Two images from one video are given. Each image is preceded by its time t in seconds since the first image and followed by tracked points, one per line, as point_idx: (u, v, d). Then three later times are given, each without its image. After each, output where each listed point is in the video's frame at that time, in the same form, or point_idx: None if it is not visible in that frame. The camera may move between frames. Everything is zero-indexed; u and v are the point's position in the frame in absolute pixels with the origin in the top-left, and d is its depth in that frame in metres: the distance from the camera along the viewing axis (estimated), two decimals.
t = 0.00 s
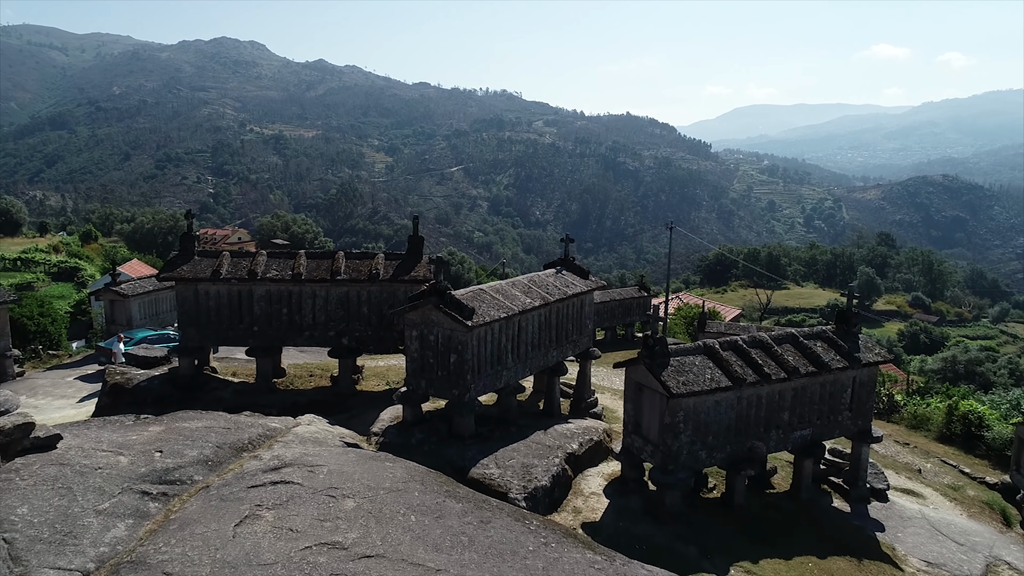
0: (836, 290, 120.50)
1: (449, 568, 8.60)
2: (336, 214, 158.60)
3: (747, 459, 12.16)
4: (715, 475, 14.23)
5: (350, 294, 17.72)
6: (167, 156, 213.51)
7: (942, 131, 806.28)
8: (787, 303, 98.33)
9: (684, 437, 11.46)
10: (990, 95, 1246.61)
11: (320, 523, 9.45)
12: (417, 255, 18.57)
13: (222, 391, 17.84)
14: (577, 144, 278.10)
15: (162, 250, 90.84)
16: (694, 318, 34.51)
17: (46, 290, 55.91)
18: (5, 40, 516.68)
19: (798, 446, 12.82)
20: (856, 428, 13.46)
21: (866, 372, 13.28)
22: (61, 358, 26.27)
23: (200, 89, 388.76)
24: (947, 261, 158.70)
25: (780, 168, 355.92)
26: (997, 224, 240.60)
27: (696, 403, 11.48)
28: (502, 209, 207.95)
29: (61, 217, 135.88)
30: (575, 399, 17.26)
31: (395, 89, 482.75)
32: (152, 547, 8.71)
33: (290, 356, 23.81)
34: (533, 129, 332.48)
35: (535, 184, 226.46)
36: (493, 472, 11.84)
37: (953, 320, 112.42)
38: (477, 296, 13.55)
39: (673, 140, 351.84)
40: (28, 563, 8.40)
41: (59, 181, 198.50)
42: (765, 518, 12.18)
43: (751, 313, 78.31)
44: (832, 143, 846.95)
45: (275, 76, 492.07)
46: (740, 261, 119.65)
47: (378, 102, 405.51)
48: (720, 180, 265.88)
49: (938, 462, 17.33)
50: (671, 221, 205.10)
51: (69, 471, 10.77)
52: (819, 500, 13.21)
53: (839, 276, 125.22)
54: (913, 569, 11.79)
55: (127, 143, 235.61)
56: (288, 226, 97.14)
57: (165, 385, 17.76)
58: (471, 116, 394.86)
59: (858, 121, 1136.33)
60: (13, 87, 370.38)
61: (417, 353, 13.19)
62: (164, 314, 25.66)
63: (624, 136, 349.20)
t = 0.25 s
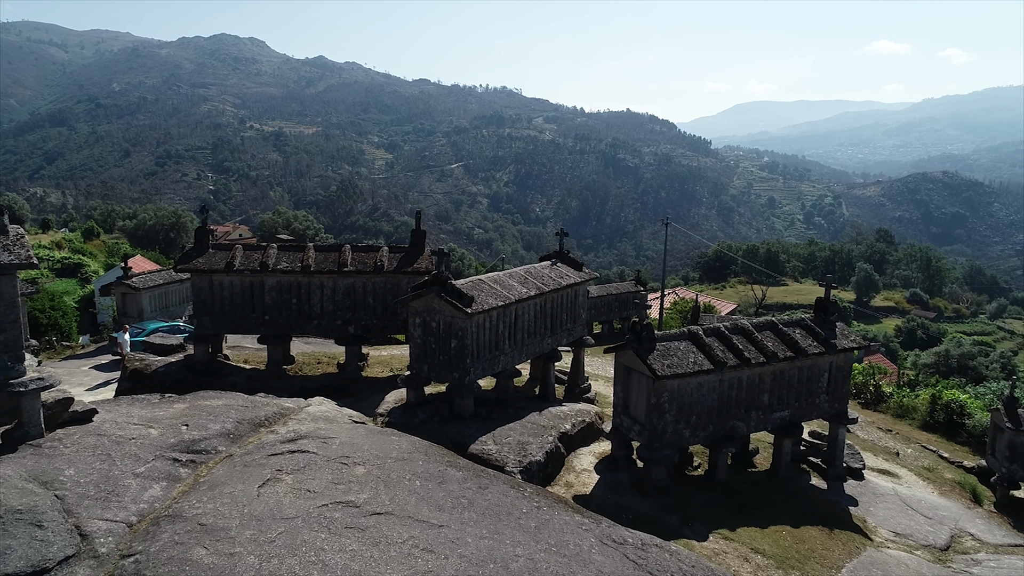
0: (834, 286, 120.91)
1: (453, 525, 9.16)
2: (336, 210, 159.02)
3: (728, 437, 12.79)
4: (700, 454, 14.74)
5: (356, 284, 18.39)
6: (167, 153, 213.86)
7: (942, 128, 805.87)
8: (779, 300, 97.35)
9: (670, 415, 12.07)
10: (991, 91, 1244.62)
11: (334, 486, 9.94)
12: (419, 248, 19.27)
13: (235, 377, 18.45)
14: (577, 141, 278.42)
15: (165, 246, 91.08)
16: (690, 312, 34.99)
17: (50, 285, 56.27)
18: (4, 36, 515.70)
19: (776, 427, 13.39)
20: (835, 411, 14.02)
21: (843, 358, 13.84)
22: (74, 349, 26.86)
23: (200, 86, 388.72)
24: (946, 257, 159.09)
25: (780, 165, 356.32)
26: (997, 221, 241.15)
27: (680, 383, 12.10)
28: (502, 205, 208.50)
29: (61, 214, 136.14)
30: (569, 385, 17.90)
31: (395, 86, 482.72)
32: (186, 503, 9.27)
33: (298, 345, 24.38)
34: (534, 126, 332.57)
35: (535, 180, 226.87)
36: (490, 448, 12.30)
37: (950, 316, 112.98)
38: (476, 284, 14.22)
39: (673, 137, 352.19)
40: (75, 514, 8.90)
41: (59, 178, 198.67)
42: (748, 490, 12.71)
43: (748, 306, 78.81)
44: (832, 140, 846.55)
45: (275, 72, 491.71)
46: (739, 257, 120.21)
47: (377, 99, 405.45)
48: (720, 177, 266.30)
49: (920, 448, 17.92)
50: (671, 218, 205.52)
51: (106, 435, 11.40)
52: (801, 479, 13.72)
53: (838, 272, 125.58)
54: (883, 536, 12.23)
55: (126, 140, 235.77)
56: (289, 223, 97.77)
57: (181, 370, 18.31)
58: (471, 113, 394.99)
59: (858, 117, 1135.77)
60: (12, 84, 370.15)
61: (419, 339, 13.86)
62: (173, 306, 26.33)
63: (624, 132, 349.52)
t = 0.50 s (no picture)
0: (833, 283, 121.26)
1: (456, 493, 9.78)
2: (336, 208, 159.48)
3: (714, 421, 13.30)
4: (688, 438, 15.27)
5: (361, 278, 18.96)
6: (167, 150, 214.25)
7: (942, 125, 805.48)
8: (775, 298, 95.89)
9: (659, 399, 12.60)
10: (992, 88, 1242.94)
11: (346, 458, 10.53)
12: (421, 243, 19.85)
13: (246, 365, 19.04)
14: (577, 138, 278.69)
15: (167, 243, 91.30)
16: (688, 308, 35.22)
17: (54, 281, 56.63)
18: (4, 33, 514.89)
19: (761, 412, 13.92)
20: (816, 396, 14.57)
21: (823, 346, 14.43)
22: (85, 341, 27.51)
23: (199, 84, 388.74)
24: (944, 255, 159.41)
25: (780, 162, 356.69)
26: (996, 218, 241.46)
27: (668, 369, 12.64)
28: (502, 203, 209.04)
29: (62, 211, 136.49)
30: (565, 374, 18.52)
31: (395, 83, 482.72)
32: (212, 471, 9.89)
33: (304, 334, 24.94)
34: (533, 123, 332.74)
35: (535, 178, 227.20)
36: (490, 430, 12.77)
37: (948, 313, 113.46)
38: (475, 277, 14.81)
39: (673, 134, 352.33)
40: (115, 479, 9.50)
41: (59, 175, 198.94)
42: (734, 470, 13.20)
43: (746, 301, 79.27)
44: (832, 137, 846.26)
45: (275, 69, 491.62)
46: (738, 255, 120.74)
47: (377, 96, 405.72)
48: (720, 174, 266.72)
49: (904, 436, 18.52)
50: (670, 215, 205.92)
51: (134, 413, 12.10)
52: (784, 461, 14.27)
53: (837, 269, 125.85)
54: (858, 513, 12.72)
55: (126, 138, 236.04)
56: (290, 220, 98.36)
57: (195, 358, 18.78)
58: (470, 110, 394.99)
59: (857, 115, 1135.10)
60: (12, 81, 370.03)
61: (422, 327, 14.45)
62: (181, 300, 27.01)
63: (624, 130, 349.74)
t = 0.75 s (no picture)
0: (831, 280, 121.65)
1: (457, 463, 10.40)
2: (336, 205, 160.02)
3: (700, 404, 13.88)
4: (677, 422, 15.86)
5: (367, 271, 19.64)
6: (167, 148, 214.73)
7: (943, 122, 805.18)
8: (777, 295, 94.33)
9: (648, 383, 13.19)
10: (993, 86, 1243.24)
11: (356, 433, 11.08)
12: (424, 238, 20.52)
13: (257, 353, 19.70)
14: (576, 135, 279.06)
15: (169, 240, 91.35)
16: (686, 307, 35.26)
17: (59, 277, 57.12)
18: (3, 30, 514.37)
19: (744, 396, 14.54)
20: (799, 382, 15.19)
21: (805, 335, 15.07)
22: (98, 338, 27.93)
23: (199, 81, 388.99)
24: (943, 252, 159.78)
25: (780, 159, 356.98)
26: (996, 215, 241.72)
27: (656, 355, 13.23)
28: (502, 200, 209.57)
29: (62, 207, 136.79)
30: (560, 362, 19.17)
31: (395, 81, 482.83)
32: (236, 442, 10.54)
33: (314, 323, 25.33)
34: (533, 120, 332.91)
35: (535, 175, 227.62)
36: (489, 412, 13.35)
37: (946, 310, 113.91)
38: (475, 267, 15.46)
39: (673, 131, 352.62)
40: (149, 448, 10.13)
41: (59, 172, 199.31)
42: (719, 451, 13.80)
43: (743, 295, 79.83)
44: (832, 135, 845.63)
45: (275, 67, 491.74)
46: (737, 252, 121.26)
47: (377, 94, 405.98)
48: (720, 171, 267.06)
49: (888, 424, 19.15)
50: (671, 213, 206.45)
51: (159, 388, 12.51)
52: (768, 444, 14.84)
53: (836, 265, 126.11)
54: (835, 490, 13.28)
55: (126, 135, 236.40)
56: (291, 217, 99.04)
57: (207, 348, 19.30)
58: (470, 108, 395.27)
59: (857, 112, 1134.57)
60: (12, 79, 370.09)
61: (426, 315, 15.15)
62: (190, 294, 27.63)
63: (624, 127, 350.10)
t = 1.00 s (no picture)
0: (830, 277, 121.79)
1: (459, 439, 10.05)
2: (336, 203, 160.27)
3: (688, 391, 14.49)
4: (667, 409, 16.46)
5: (371, 265, 20.23)
6: (167, 145, 214.97)
7: (943, 120, 805.16)
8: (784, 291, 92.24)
9: (639, 370, 13.78)
10: (993, 85, 1242.56)
11: (365, 412, 10.58)
12: (426, 233, 21.11)
13: (266, 342, 20.25)
14: (577, 133, 279.35)
15: (170, 237, 90.92)
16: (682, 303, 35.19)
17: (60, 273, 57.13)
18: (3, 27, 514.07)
19: (732, 383, 15.13)
20: (783, 370, 15.82)
21: (791, 325, 15.68)
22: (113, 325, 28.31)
23: (199, 78, 388.98)
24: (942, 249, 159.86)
25: (780, 157, 357.16)
26: (996, 213, 241.87)
27: (647, 343, 13.81)
28: (502, 198, 209.84)
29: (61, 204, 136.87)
30: (557, 352, 19.72)
31: (395, 78, 482.85)
32: (254, 418, 10.04)
33: (318, 314, 26.10)
34: (533, 118, 333.08)
35: (535, 173, 227.87)
36: (488, 396, 13.88)
37: (944, 307, 114.19)
38: (475, 261, 16.07)
39: (673, 129, 352.82)
40: (173, 422, 9.57)
41: (60, 170, 199.50)
42: (708, 436, 14.33)
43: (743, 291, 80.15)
44: (832, 132, 845.57)
45: (275, 64, 491.70)
46: (736, 249, 121.52)
47: (377, 91, 406.08)
48: (720, 169, 267.28)
49: (874, 413, 19.75)
50: (671, 210, 206.79)
51: (179, 373, 12.05)
52: (754, 430, 15.42)
53: (835, 263, 126.09)
54: (817, 471, 13.77)
55: (126, 133, 236.47)
56: (292, 215, 99.38)
57: (218, 337, 19.87)
58: (470, 106, 395.27)
59: (857, 110, 1134.59)
60: (12, 77, 370.22)
61: (428, 307, 15.76)
62: (197, 289, 28.33)
63: (624, 125, 350.35)
